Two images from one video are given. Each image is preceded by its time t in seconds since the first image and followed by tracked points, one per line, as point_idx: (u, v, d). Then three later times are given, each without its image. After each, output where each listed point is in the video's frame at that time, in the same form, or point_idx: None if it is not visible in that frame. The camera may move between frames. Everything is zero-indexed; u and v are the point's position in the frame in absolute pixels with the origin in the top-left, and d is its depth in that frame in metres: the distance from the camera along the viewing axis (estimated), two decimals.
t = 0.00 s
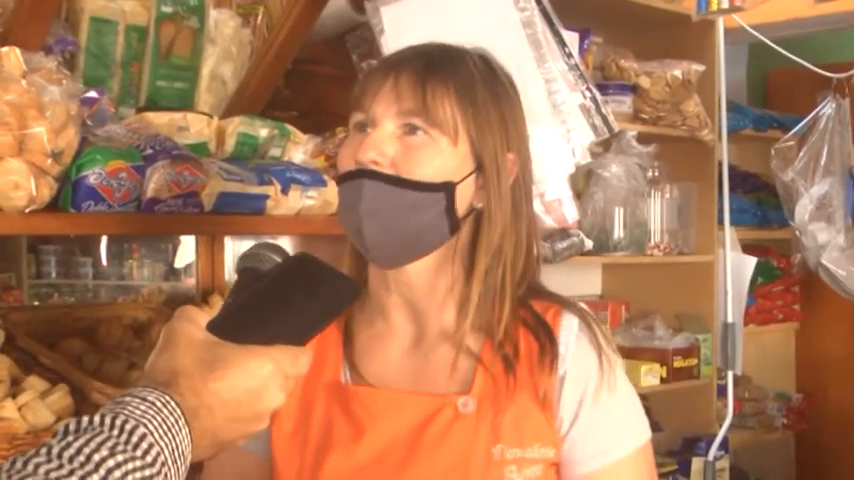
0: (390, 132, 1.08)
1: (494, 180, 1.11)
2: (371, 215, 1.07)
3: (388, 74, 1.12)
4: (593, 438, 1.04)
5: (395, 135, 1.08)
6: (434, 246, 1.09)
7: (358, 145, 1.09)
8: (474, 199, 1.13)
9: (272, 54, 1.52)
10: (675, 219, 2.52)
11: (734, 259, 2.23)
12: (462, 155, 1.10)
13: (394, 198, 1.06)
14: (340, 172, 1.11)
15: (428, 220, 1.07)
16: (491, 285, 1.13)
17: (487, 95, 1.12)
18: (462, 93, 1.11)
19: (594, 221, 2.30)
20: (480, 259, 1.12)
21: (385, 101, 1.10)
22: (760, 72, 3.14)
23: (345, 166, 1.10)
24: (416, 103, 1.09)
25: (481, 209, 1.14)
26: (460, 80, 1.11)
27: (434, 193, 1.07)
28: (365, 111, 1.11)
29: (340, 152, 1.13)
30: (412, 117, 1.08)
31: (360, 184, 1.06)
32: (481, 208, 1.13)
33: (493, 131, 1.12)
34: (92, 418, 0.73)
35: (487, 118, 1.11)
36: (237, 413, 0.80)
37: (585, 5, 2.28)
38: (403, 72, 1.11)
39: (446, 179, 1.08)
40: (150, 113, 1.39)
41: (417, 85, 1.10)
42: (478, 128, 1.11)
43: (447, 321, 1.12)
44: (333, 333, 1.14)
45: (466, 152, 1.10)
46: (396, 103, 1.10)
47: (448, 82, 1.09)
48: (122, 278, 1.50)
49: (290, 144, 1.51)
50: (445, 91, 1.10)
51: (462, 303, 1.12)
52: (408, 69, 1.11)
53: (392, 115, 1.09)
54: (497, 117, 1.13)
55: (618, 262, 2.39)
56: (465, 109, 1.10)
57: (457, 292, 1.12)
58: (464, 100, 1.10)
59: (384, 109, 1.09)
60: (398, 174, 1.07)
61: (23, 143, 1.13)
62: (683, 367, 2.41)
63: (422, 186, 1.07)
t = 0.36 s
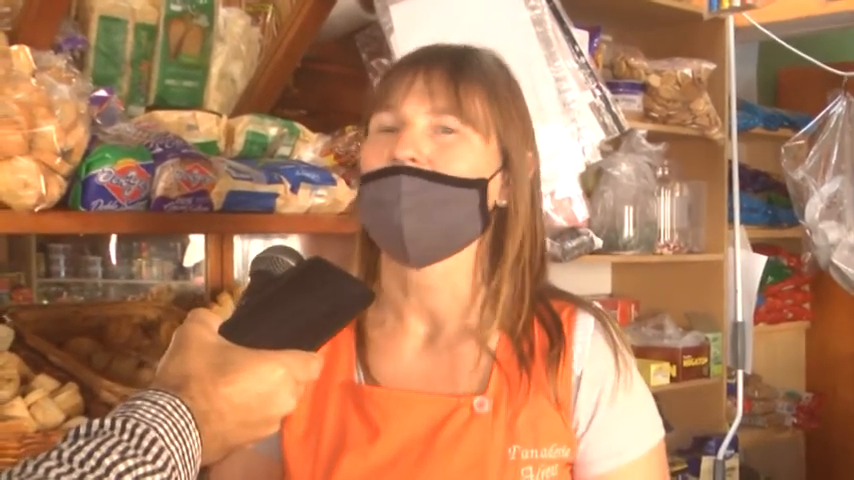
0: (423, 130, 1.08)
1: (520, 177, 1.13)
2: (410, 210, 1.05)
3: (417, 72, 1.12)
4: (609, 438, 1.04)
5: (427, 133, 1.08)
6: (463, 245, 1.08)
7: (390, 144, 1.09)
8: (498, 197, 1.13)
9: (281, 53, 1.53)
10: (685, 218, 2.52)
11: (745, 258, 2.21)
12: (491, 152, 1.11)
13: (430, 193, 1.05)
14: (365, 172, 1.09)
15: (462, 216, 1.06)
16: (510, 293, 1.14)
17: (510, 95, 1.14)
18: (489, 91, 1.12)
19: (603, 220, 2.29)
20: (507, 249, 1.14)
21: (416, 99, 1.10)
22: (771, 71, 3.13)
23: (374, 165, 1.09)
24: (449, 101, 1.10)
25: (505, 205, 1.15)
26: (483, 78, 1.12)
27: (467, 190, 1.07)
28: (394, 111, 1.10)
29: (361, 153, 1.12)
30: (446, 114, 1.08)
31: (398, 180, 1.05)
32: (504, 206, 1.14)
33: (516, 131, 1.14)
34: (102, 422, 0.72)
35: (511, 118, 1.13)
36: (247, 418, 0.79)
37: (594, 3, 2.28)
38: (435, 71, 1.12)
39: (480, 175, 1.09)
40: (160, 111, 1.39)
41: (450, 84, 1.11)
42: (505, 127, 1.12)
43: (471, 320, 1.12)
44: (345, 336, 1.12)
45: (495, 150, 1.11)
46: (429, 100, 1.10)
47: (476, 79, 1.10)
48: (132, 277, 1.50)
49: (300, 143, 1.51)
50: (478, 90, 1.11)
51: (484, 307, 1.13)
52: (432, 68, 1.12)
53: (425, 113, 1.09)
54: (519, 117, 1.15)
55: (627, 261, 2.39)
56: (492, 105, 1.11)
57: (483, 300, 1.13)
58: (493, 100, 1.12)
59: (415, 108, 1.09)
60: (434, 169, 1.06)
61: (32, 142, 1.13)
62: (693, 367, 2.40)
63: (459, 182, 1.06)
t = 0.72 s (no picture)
0: (445, 126, 1.07)
1: (527, 177, 1.12)
2: (436, 207, 1.04)
3: (438, 68, 1.11)
4: (606, 431, 1.02)
5: (449, 130, 1.07)
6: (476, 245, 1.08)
7: (411, 139, 1.07)
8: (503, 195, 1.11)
9: (281, 49, 1.53)
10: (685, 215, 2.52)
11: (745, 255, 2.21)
12: (503, 154, 1.10)
13: (453, 191, 1.05)
14: (378, 165, 1.08)
15: (479, 215, 1.06)
16: (511, 288, 1.12)
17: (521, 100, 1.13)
18: (503, 91, 1.11)
19: (603, 218, 2.29)
20: (515, 247, 1.13)
21: (439, 95, 1.08)
22: (771, 68, 3.13)
23: (391, 159, 1.07)
24: (472, 100, 1.08)
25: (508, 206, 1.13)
26: (491, 75, 1.11)
27: (485, 189, 1.06)
28: (412, 106, 1.08)
29: (369, 144, 1.10)
30: (468, 113, 1.07)
31: (425, 176, 1.04)
32: (508, 205, 1.13)
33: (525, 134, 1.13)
34: (109, 421, 0.68)
35: (522, 122, 1.13)
36: (252, 419, 0.75)
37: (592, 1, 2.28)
38: (458, 68, 1.10)
39: (494, 175, 1.08)
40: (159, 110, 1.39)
41: (474, 83, 1.10)
42: (518, 130, 1.12)
43: (472, 313, 1.11)
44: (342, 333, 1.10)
45: (506, 151, 1.11)
46: (454, 96, 1.08)
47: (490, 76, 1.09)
48: (132, 275, 1.50)
49: (299, 140, 1.51)
50: (498, 91, 1.10)
51: (488, 300, 1.12)
52: (439, 66, 1.11)
53: (447, 109, 1.07)
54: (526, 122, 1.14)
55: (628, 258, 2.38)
56: (506, 105, 1.10)
57: (486, 290, 1.12)
58: (510, 102, 1.11)
59: (438, 103, 1.08)
60: (456, 167, 1.06)
61: (31, 140, 1.13)
62: (693, 364, 2.40)
63: (478, 181, 1.06)
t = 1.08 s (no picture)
0: (429, 126, 1.07)
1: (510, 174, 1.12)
2: (424, 208, 1.04)
3: (422, 67, 1.11)
4: (591, 426, 1.03)
5: (433, 129, 1.07)
6: (459, 244, 1.08)
7: (396, 139, 1.06)
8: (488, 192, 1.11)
9: (271, 49, 1.51)
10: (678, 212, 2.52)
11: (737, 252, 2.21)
12: (486, 151, 1.10)
13: (440, 190, 1.05)
14: (363, 166, 1.07)
15: (464, 214, 1.06)
16: (491, 286, 1.12)
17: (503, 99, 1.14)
18: (485, 91, 1.11)
19: (596, 215, 2.30)
20: (496, 246, 1.13)
21: (422, 95, 1.08)
22: (763, 65, 3.14)
23: (376, 159, 1.06)
24: (456, 100, 1.09)
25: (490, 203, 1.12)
26: (471, 76, 1.11)
27: (469, 188, 1.07)
28: (396, 107, 1.08)
29: (353, 145, 1.09)
30: (452, 112, 1.07)
31: (411, 176, 1.04)
32: (490, 202, 1.12)
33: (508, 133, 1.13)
34: (108, 414, 0.67)
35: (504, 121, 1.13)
36: (250, 413, 0.75)
37: None
38: (441, 69, 1.11)
39: (477, 172, 1.08)
40: (151, 111, 1.39)
41: (457, 82, 1.10)
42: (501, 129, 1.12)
43: (457, 310, 1.11)
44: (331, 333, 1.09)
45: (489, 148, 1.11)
46: (438, 96, 1.08)
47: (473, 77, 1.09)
48: (127, 276, 1.50)
49: (290, 141, 1.51)
50: (481, 90, 1.11)
51: (470, 299, 1.12)
52: (419, 70, 1.10)
53: (431, 109, 1.07)
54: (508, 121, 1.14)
55: (621, 256, 2.39)
56: (488, 104, 1.10)
57: (468, 289, 1.12)
58: (492, 102, 1.11)
59: (422, 103, 1.08)
60: (441, 167, 1.05)
61: (22, 142, 1.13)
62: (686, 361, 2.41)
63: (462, 179, 1.06)
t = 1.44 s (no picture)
0: (413, 126, 1.07)
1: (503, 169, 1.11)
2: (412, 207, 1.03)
3: (405, 69, 1.11)
4: (596, 428, 1.04)
5: (417, 129, 1.07)
6: (452, 244, 1.08)
7: (383, 141, 1.06)
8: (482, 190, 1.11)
9: (277, 49, 1.51)
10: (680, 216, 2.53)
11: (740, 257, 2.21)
12: (474, 147, 1.09)
13: (428, 189, 1.04)
14: (356, 171, 1.07)
15: (453, 212, 1.06)
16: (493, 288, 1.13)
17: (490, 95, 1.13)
18: (471, 92, 1.11)
19: (598, 219, 2.31)
20: (494, 244, 1.12)
21: (403, 96, 1.08)
22: (766, 69, 3.14)
23: (365, 165, 1.06)
24: (438, 97, 1.08)
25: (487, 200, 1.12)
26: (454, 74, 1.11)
27: (457, 184, 1.06)
28: (381, 110, 1.08)
29: (345, 154, 1.09)
30: (434, 110, 1.07)
31: (398, 178, 1.04)
32: (486, 199, 1.11)
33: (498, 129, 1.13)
34: (109, 408, 0.67)
35: (493, 117, 1.12)
36: (253, 408, 0.74)
37: (586, 4, 2.29)
38: (421, 69, 1.10)
39: (466, 169, 1.08)
40: (154, 114, 1.39)
41: (437, 80, 1.10)
42: (487, 126, 1.11)
43: (460, 313, 1.12)
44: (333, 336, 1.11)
45: (477, 144, 1.10)
46: (419, 96, 1.08)
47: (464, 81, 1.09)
48: (130, 279, 1.50)
49: (294, 144, 1.51)
50: (463, 86, 1.10)
51: (469, 302, 1.12)
52: (403, 72, 1.10)
53: (414, 109, 1.07)
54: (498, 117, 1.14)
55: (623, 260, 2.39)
56: (473, 103, 1.10)
57: (471, 290, 1.12)
58: (477, 98, 1.11)
59: (404, 104, 1.08)
60: (427, 165, 1.05)
61: (27, 145, 1.13)
62: (689, 365, 2.41)
63: (449, 177, 1.06)
